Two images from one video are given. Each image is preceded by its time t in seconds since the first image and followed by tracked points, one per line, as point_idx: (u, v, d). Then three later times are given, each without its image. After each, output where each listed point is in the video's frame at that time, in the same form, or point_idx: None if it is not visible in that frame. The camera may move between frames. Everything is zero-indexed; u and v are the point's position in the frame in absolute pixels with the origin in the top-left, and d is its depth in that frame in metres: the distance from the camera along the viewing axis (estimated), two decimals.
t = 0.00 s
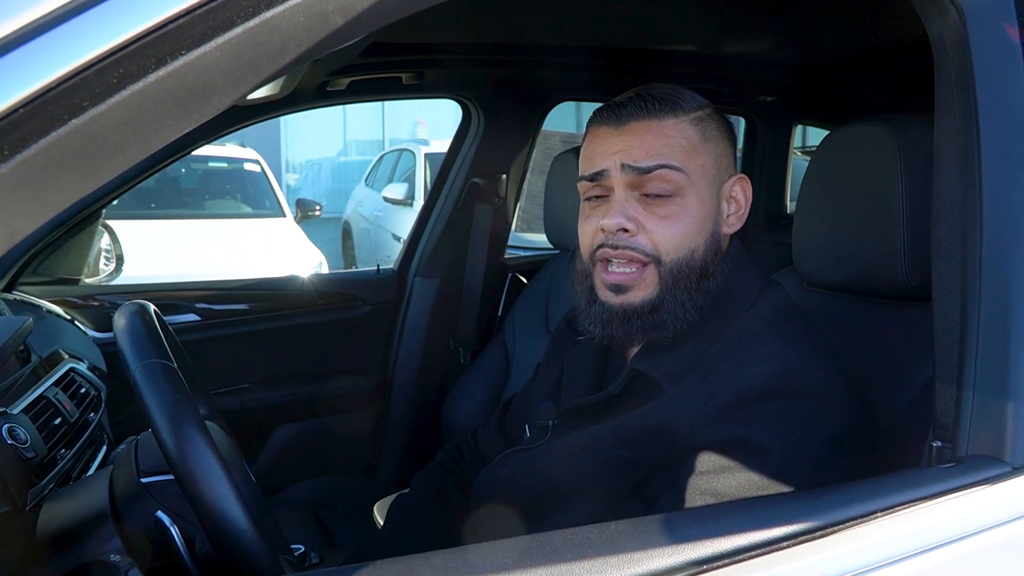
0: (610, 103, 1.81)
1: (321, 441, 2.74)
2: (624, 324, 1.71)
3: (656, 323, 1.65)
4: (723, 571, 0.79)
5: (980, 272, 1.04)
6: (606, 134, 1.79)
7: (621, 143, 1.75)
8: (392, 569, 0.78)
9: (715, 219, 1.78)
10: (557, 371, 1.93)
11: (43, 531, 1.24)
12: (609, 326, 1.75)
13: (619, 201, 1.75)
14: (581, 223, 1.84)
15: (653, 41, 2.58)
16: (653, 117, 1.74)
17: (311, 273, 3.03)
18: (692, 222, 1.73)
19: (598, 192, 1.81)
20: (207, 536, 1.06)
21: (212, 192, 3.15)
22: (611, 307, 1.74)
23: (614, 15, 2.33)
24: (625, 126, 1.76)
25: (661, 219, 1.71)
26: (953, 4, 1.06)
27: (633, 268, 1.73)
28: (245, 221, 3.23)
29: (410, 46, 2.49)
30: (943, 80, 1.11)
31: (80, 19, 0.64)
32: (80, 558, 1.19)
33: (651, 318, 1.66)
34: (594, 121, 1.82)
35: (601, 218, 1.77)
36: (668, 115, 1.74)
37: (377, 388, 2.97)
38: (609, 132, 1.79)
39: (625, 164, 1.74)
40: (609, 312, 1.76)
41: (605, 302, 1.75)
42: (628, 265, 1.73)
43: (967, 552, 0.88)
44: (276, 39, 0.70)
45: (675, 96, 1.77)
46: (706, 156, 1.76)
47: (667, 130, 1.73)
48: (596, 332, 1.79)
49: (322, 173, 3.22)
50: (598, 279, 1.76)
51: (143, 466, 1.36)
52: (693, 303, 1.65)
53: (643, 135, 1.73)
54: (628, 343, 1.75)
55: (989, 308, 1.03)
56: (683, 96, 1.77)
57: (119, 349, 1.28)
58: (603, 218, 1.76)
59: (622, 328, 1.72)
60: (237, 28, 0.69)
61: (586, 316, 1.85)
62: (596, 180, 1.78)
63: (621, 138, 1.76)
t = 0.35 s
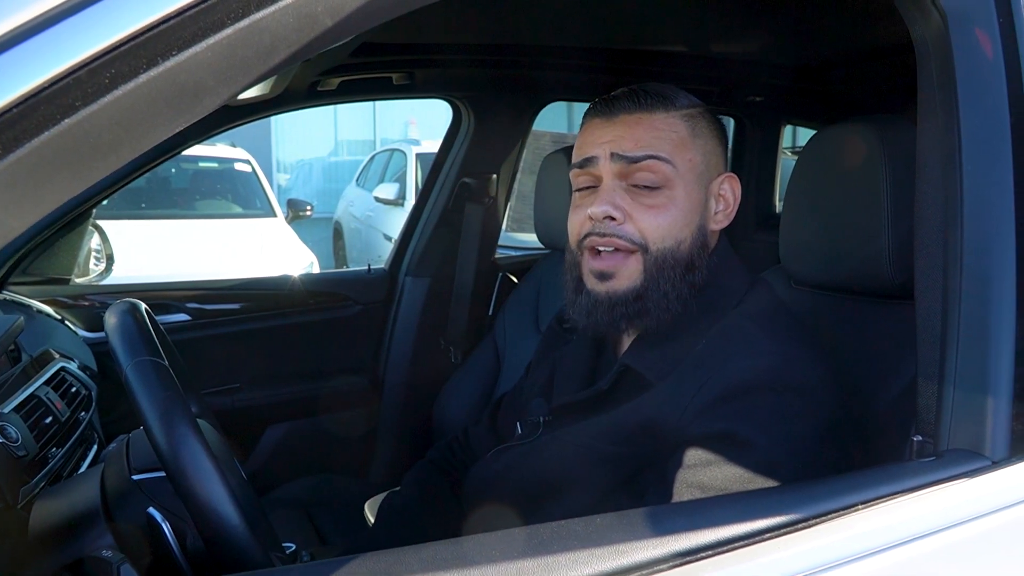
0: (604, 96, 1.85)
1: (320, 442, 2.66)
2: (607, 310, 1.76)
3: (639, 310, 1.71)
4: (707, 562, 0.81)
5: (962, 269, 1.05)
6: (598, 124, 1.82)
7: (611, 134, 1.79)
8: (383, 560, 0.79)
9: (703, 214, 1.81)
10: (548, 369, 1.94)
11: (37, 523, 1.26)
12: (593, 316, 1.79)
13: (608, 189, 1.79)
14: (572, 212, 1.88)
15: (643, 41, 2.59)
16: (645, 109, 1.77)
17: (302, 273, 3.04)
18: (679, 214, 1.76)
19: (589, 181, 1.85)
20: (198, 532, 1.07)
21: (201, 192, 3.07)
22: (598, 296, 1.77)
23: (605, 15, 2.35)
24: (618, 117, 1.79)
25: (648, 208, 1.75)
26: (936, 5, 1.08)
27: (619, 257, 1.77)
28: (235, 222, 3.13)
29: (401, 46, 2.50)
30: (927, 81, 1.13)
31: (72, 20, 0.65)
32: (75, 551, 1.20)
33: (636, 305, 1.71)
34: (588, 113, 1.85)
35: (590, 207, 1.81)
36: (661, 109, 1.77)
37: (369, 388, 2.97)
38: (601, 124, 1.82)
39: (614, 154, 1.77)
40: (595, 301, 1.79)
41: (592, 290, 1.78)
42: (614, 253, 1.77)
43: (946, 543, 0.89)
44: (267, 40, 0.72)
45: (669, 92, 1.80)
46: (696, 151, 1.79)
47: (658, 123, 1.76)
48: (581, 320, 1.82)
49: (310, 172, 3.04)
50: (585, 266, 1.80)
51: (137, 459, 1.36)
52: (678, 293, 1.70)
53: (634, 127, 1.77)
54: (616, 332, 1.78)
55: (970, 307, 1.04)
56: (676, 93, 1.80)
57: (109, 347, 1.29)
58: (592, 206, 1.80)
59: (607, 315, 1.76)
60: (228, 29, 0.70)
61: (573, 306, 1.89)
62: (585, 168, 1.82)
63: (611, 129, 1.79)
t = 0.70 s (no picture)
0: (600, 103, 1.90)
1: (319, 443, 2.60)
2: (600, 317, 1.79)
3: (631, 318, 1.72)
4: (697, 552, 0.84)
5: (943, 270, 1.08)
6: (594, 131, 1.88)
7: (608, 141, 1.84)
8: (382, 551, 0.81)
9: (696, 220, 1.86)
10: (541, 368, 1.97)
11: (38, 525, 1.28)
12: (585, 319, 1.83)
13: (603, 196, 1.84)
14: (567, 216, 1.93)
15: (634, 44, 2.62)
16: (641, 117, 1.82)
17: (295, 273, 3.05)
18: (673, 220, 1.81)
19: (584, 186, 1.90)
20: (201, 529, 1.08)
21: (194, 192, 3.20)
22: (590, 301, 1.82)
23: (597, 19, 2.38)
24: (613, 125, 1.85)
25: (642, 216, 1.80)
26: (920, 13, 1.11)
27: (613, 263, 1.81)
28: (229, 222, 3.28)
29: (396, 50, 2.53)
30: (912, 84, 1.16)
31: (82, 30, 0.67)
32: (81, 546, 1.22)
33: (627, 313, 1.73)
34: (584, 119, 1.91)
35: (585, 213, 1.87)
36: (656, 116, 1.81)
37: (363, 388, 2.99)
38: (598, 130, 1.88)
39: (610, 162, 1.83)
40: (586, 305, 1.83)
41: (585, 295, 1.83)
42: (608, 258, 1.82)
43: (929, 535, 0.92)
44: (269, 47, 0.74)
45: (664, 97, 1.84)
46: (690, 158, 1.84)
47: (653, 131, 1.81)
48: (575, 323, 1.87)
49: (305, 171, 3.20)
50: (579, 271, 1.85)
51: (138, 456, 1.36)
52: (668, 299, 1.72)
53: (630, 135, 1.82)
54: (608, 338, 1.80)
55: (952, 306, 1.07)
56: (671, 98, 1.84)
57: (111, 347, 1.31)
58: (587, 212, 1.86)
59: (598, 322, 1.80)
60: (231, 37, 0.72)
61: (567, 309, 1.92)
62: (582, 174, 1.88)
63: (608, 136, 1.85)
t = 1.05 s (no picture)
0: (596, 103, 1.94)
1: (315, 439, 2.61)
2: (595, 305, 1.83)
3: (626, 307, 1.78)
4: (691, 542, 0.87)
5: (927, 271, 1.12)
6: (591, 131, 1.92)
7: (605, 139, 1.89)
8: (389, 542, 0.85)
9: (689, 218, 1.90)
10: (537, 367, 2.00)
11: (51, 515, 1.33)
12: (581, 308, 1.86)
13: (600, 193, 1.89)
14: (563, 212, 1.97)
15: (628, 47, 2.65)
16: (636, 117, 1.86)
17: (289, 274, 3.06)
18: (667, 217, 1.86)
19: (580, 184, 1.95)
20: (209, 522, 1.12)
21: (189, 192, 3.07)
22: (584, 290, 1.86)
23: (590, 23, 2.41)
24: (609, 124, 1.89)
25: (638, 211, 1.84)
26: (905, 20, 1.14)
27: (608, 256, 1.86)
28: (224, 224, 3.09)
29: (391, 54, 2.59)
30: (898, 90, 1.20)
31: (103, 46, 0.70)
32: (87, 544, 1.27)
33: (621, 302, 1.79)
34: (582, 119, 1.95)
35: (582, 209, 1.91)
36: (651, 116, 1.86)
37: (359, 388, 3.02)
38: (595, 129, 1.92)
39: (606, 159, 1.87)
40: (582, 294, 1.86)
41: (579, 285, 1.87)
42: (604, 253, 1.86)
43: (911, 526, 0.96)
44: (281, 60, 0.77)
45: (659, 99, 1.89)
46: (683, 157, 1.88)
47: (648, 131, 1.85)
48: (570, 313, 1.90)
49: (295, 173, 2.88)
50: (575, 265, 1.89)
51: (148, 454, 1.44)
52: (662, 293, 1.77)
53: (625, 134, 1.86)
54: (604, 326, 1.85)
55: (935, 306, 1.10)
56: (666, 100, 1.89)
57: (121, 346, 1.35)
58: (584, 207, 1.90)
59: (594, 309, 1.83)
60: (245, 50, 0.75)
61: (562, 302, 1.96)
62: (579, 172, 1.92)
63: (605, 135, 1.90)
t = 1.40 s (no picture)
0: (588, 109, 1.98)
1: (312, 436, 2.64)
2: (589, 306, 1.86)
3: (618, 307, 1.82)
4: (682, 529, 0.91)
5: (912, 269, 1.16)
6: (583, 136, 1.96)
7: (596, 145, 1.93)
8: (395, 529, 0.89)
9: (679, 221, 1.94)
10: (532, 366, 2.04)
11: (60, 515, 1.44)
12: (574, 309, 1.89)
13: (592, 197, 1.92)
14: (555, 217, 2.01)
15: (620, 50, 2.69)
16: (627, 122, 1.90)
17: (284, 273, 3.10)
18: (657, 221, 1.89)
19: (572, 188, 1.98)
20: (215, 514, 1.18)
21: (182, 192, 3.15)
22: (578, 292, 1.88)
23: (584, 26, 2.45)
24: (601, 130, 1.93)
25: (628, 216, 1.88)
26: (891, 25, 1.19)
27: (600, 260, 1.89)
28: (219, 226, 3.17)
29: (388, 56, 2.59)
30: (883, 92, 1.25)
31: (121, 54, 0.74)
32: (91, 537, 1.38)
33: (615, 303, 1.82)
34: (573, 124, 1.99)
35: (573, 213, 1.95)
36: (642, 122, 1.90)
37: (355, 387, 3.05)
38: (586, 135, 1.96)
39: (597, 164, 1.91)
40: (576, 296, 1.89)
41: (572, 288, 1.90)
42: (595, 257, 1.89)
43: (895, 514, 1.00)
44: (288, 66, 0.80)
45: (649, 105, 1.93)
46: (673, 162, 1.93)
47: (639, 136, 1.90)
48: (564, 315, 1.92)
49: (288, 175, 2.91)
50: (567, 268, 1.92)
51: (154, 449, 1.45)
52: (654, 294, 1.81)
53: (617, 139, 1.90)
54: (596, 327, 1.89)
55: (918, 302, 1.14)
56: (656, 106, 1.94)
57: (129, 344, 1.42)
58: (575, 212, 1.93)
59: (588, 311, 1.86)
60: (254, 58, 0.78)
61: (554, 302, 1.98)
62: (571, 177, 1.96)
63: (596, 140, 1.93)
